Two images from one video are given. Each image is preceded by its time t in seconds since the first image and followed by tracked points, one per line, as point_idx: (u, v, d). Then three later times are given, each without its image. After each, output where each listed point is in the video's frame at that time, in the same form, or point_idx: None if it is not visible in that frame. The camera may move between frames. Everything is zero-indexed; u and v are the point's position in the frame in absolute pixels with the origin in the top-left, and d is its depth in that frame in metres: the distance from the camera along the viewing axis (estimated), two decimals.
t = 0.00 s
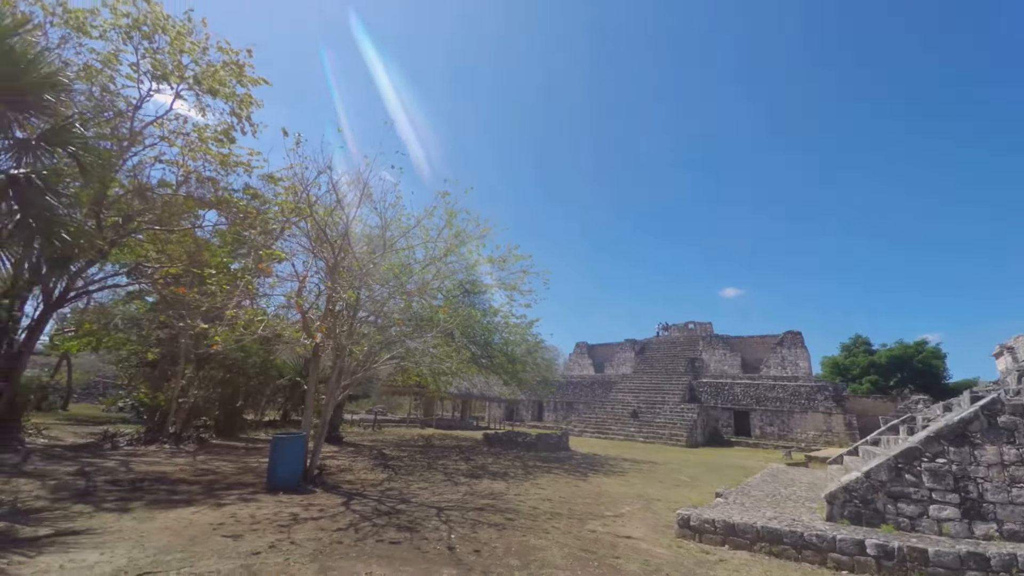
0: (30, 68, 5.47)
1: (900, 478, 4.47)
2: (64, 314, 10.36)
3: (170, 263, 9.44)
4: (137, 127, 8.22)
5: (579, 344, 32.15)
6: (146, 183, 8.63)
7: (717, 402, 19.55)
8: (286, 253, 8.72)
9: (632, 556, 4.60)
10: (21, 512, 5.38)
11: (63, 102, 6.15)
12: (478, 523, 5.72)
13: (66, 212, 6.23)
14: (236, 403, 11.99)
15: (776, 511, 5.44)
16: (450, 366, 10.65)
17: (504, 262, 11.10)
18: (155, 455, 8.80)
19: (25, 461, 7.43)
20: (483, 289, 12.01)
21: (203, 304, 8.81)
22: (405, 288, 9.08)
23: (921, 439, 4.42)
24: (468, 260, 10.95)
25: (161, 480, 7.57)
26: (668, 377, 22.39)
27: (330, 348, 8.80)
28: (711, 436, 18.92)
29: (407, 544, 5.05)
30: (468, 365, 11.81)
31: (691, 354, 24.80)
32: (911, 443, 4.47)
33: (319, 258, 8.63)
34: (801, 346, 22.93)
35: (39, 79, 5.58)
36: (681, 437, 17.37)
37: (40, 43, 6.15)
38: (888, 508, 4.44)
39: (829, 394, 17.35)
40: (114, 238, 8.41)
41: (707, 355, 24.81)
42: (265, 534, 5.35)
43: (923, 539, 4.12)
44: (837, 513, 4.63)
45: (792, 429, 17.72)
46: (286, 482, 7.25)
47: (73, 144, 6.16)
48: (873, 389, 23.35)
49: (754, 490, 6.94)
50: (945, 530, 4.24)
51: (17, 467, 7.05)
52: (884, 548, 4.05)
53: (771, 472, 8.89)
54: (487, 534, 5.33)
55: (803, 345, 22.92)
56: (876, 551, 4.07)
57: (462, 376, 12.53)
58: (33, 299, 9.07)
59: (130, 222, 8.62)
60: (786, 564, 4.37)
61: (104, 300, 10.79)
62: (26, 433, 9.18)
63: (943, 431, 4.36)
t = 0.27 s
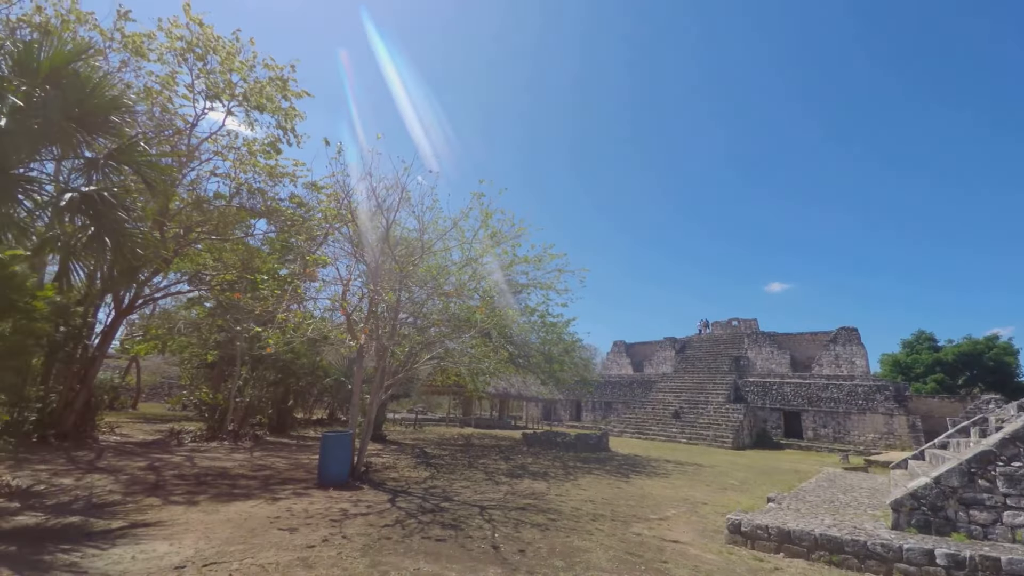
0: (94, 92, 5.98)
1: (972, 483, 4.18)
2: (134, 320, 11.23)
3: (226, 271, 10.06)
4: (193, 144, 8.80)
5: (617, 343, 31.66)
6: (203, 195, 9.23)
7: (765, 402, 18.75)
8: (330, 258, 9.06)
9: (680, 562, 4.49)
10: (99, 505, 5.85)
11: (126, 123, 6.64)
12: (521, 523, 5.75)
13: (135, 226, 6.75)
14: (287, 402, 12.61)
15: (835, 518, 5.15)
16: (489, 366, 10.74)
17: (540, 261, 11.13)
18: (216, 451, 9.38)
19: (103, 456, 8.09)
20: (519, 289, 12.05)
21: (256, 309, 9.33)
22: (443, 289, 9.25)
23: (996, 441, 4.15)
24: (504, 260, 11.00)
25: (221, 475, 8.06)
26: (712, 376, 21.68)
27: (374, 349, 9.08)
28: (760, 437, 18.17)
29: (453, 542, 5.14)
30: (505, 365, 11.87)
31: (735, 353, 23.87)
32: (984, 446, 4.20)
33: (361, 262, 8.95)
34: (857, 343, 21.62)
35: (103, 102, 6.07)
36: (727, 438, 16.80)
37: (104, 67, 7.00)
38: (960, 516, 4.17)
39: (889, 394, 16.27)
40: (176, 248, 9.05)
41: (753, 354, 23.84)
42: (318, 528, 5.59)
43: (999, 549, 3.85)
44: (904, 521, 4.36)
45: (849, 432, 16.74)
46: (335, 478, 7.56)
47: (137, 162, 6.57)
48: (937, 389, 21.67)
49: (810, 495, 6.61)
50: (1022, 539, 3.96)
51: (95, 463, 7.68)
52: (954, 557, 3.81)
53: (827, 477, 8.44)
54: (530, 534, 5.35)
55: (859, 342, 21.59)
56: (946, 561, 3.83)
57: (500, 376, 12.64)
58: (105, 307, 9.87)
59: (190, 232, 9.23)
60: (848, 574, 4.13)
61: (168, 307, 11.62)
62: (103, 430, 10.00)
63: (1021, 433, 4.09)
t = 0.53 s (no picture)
0: (156, 111, 6.41)
1: None
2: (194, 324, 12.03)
3: (275, 276, 10.60)
4: (244, 157, 9.32)
5: (656, 342, 30.95)
6: (254, 206, 9.77)
7: (818, 403, 17.75)
8: (371, 262, 9.35)
9: (732, 569, 4.33)
10: (166, 499, 6.29)
11: (184, 141, 7.06)
12: (563, 524, 5.73)
13: (193, 236, 7.13)
14: (333, 401, 13.11)
15: (900, 527, 4.83)
16: (528, 366, 10.74)
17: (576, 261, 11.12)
18: (270, 448, 9.89)
19: (169, 452, 8.70)
20: (555, 288, 12.01)
21: (303, 312, 9.77)
22: (479, 290, 9.34)
23: None
24: (540, 260, 10.98)
25: (274, 471, 8.49)
26: (759, 375, 20.78)
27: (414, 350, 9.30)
28: (813, 440, 17.25)
29: (496, 541, 5.19)
30: (543, 365, 11.84)
31: (783, 351, 22.76)
32: None
33: (400, 264, 9.19)
34: (920, 340, 20.14)
35: (165, 121, 6.55)
36: (776, 441, 16.08)
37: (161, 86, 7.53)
38: None
39: (957, 394, 15.08)
40: (231, 256, 9.64)
41: (803, 352, 22.72)
42: (366, 524, 5.78)
43: None
44: (976, 529, 4.21)
45: (912, 435, 15.63)
46: (380, 476, 7.79)
47: (195, 176, 7.02)
48: (1009, 388, 19.93)
49: (871, 502, 6.21)
50: None
51: (162, 458, 8.26)
52: None
53: (889, 483, 7.91)
54: (574, 536, 5.32)
55: (923, 338, 20.11)
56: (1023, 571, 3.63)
57: (538, 376, 12.64)
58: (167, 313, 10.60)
59: (243, 241, 9.79)
60: None
61: (224, 311, 12.36)
62: (169, 427, 10.76)
63: None
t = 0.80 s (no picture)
0: (211, 128, 6.84)
1: None
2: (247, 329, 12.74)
3: (320, 281, 11.05)
4: (289, 169, 9.78)
5: (697, 342, 30.02)
6: (298, 214, 10.23)
7: (877, 406, 16.66)
8: (408, 265, 9.57)
9: None
10: (225, 493, 6.69)
11: (236, 155, 7.53)
12: (606, 528, 5.65)
13: (245, 244, 7.52)
14: (375, 401, 13.51)
15: (974, 539, 4.47)
16: (566, 367, 10.66)
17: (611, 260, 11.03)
18: (318, 446, 10.32)
19: (227, 449, 9.25)
20: (590, 288, 11.91)
21: (346, 315, 10.13)
22: (514, 291, 9.39)
23: None
24: (575, 260, 10.91)
25: (322, 468, 8.84)
26: (810, 376, 19.75)
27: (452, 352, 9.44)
28: (871, 444, 16.19)
29: (539, 543, 5.18)
30: (580, 366, 11.72)
31: (836, 350, 21.51)
32: None
33: (437, 267, 9.34)
34: (992, 336, 18.52)
35: (219, 136, 6.95)
36: (830, 446, 15.23)
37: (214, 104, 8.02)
38: None
39: None
40: (279, 263, 10.14)
41: (858, 351, 21.42)
42: (410, 522, 5.91)
43: None
44: None
45: (983, 439, 14.42)
46: (423, 475, 7.95)
47: (246, 188, 7.44)
48: None
49: (941, 512, 5.77)
50: None
51: (221, 454, 8.79)
52: None
53: (961, 492, 7.32)
54: (617, 541, 5.23)
55: (995, 335, 18.49)
56: None
57: (576, 377, 12.55)
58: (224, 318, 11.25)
59: (289, 248, 10.27)
60: None
61: (273, 315, 13.00)
62: (226, 425, 11.43)
63: None
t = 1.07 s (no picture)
0: (258, 142, 7.21)
1: None
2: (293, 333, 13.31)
3: (359, 285, 11.39)
4: (329, 178, 10.15)
5: (740, 342, 28.88)
6: (338, 221, 10.60)
7: (941, 409, 15.49)
8: (444, 268, 9.71)
9: None
10: (276, 490, 7.01)
11: (281, 167, 7.90)
12: (649, 534, 5.51)
13: (290, 251, 7.86)
14: (413, 403, 13.79)
15: None
16: (603, 368, 10.48)
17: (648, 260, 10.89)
18: (360, 446, 10.64)
19: (277, 447, 9.69)
20: (626, 288, 11.72)
21: (385, 318, 10.40)
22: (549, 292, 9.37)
23: None
24: (610, 259, 10.76)
25: (365, 467, 9.11)
26: (865, 377, 18.61)
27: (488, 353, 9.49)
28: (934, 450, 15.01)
29: (581, 547, 5.11)
30: (616, 368, 11.53)
31: (894, 350, 20.11)
32: None
33: (471, 270, 9.42)
34: None
35: (265, 149, 7.32)
36: (889, 452, 14.30)
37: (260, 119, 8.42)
38: None
39: None
40: (321, 269, 10.51)
41: (920, 351, 19.97)
42: (451, 522, 5.98)
43: None
44: None
45: None
46: (462, 475, 8.04)
47: (291, 198, 7.81)
48: None
49: (1020, 524, 5.29)
50: None
51: (271, 452, 9.22)
52: None
53: None
54: (662, 547, 5.09)
55: None
56: None
57: (613, 378, 12.34)
58: (272, 322, 11.78)
59: (330, 254, 10.64)
60: None
61: (316, 319, 13.54)
62: (275, 424, 11.98)
63: None
